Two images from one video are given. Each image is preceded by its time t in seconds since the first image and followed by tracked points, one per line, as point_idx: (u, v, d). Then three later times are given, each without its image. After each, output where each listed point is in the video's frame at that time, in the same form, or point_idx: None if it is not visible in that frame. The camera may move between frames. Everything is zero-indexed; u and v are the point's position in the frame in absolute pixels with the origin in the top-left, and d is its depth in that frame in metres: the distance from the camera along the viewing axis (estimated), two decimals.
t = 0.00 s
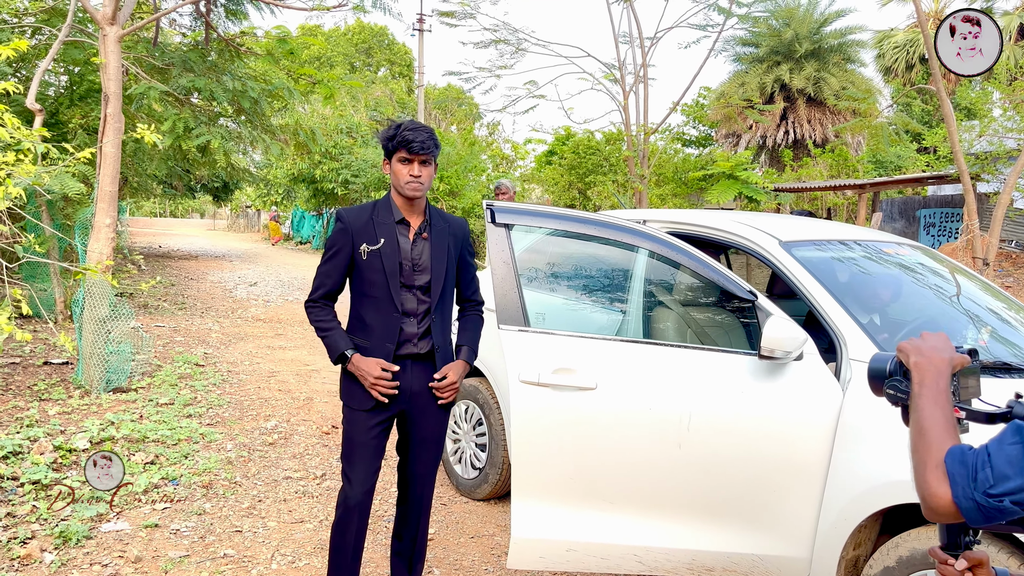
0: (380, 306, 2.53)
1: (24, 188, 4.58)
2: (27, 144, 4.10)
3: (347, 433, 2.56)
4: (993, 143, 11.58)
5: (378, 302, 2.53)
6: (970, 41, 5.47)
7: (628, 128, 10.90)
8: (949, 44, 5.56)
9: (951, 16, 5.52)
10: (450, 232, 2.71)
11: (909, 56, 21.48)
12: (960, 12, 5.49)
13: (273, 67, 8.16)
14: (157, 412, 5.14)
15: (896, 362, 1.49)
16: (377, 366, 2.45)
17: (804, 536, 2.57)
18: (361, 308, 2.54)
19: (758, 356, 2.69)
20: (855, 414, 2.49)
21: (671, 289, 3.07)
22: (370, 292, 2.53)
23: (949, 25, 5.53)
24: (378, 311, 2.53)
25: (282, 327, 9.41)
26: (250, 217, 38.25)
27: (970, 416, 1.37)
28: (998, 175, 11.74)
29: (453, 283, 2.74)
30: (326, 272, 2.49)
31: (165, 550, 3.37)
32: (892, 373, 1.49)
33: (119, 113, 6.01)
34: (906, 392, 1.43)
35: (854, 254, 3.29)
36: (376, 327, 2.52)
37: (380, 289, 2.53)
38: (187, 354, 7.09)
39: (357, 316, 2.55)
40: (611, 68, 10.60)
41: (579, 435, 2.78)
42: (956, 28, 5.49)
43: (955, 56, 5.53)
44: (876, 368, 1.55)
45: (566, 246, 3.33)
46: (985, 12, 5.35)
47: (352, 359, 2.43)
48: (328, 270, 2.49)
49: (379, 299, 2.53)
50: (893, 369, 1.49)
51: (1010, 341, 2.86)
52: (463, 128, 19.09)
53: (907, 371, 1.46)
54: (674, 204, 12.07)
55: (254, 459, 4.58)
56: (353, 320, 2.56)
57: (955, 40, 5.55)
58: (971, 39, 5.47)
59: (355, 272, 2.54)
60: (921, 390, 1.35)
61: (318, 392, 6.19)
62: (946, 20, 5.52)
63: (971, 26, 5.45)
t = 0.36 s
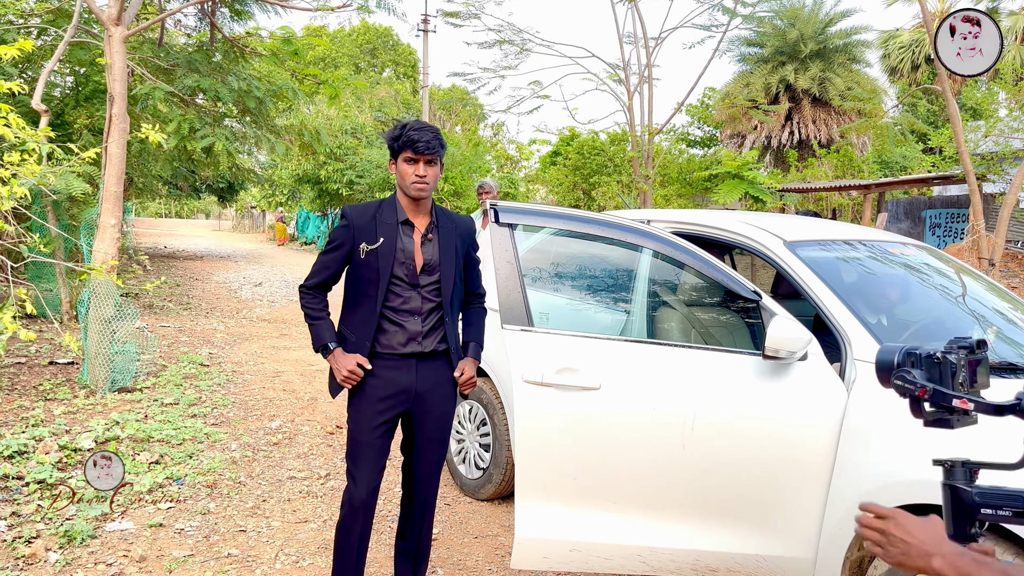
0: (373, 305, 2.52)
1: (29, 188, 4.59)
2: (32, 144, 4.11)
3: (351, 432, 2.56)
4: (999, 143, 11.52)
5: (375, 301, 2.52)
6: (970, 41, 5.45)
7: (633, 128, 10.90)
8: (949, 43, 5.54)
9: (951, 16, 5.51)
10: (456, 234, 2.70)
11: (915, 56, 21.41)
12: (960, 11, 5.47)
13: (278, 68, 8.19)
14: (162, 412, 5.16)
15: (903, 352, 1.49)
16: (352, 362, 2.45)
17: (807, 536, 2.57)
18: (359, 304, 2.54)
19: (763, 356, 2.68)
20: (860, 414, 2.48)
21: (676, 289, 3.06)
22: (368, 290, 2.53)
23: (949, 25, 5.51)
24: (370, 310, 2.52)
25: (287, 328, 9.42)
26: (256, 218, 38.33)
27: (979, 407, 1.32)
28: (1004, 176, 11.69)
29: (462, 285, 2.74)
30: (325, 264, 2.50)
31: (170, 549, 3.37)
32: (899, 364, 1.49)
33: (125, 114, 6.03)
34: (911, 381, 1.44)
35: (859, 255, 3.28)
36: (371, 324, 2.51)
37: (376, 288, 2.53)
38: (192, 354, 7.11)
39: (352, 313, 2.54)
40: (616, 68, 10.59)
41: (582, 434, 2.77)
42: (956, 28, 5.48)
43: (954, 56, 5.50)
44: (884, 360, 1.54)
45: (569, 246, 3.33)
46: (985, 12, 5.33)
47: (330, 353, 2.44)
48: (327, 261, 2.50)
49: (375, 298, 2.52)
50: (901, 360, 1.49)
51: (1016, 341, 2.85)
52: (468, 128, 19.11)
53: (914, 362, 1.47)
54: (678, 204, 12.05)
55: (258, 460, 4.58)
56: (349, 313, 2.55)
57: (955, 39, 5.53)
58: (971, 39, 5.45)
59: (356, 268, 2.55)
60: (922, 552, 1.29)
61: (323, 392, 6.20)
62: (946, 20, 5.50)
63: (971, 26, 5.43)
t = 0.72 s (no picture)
0: (390, 301, 2.53)
1: (32, 186, 4.60)
2: (34, 142, 4.11)
3: (352, 429, 2.56)
4: (1003, 142, 11.48)
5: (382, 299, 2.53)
6: (970, 41, 5.44)
7: (635, 127, 10.87)
8: (949, 44, 5.53)
9: (951, 16, 5.50)
10: (455, 231, 2.70)
11: (918, 55, 21.35)
12: (960, 11, 5.45)
13: (280, 67, 8.20)
14: (164, 410, 5.17)
15: (922, 315, 1.71)
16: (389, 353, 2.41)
17: (809, 535, 2.56)
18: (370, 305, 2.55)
19: (764, 355, 2.67)
20: (863, 412, 2.48)
21: (677, 288, 3.05)
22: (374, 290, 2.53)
23: (949, 25, 5.50)
24: (384, 308, 2.53)
25: (289, 326, 9.42)
26: (258, 216, 38.35)
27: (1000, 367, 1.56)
28: (1007, 175, 11.65)
29: (460, 284, 2.73)
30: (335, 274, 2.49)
31: (172, 547, 3.38)
32: (918, 326, 1.71)
33: (127, 112, 6.03)
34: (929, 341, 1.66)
35: (862, 253, 3.27)
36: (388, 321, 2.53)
37: (384, 286, 2.53)
38: (194, 352, 7.12)
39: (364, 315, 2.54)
40: (618, 66, 10.57)
41: (585, 433, 2.77)
42: (956, 28, 5.47)
43: (955, 56, 5.48)
44: (900, 323, 1.77)
45: (571, 245, 3.32)
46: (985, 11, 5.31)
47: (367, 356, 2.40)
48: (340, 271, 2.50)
49: (383, 296, 2.53)
50: (919, 322, 1.72)
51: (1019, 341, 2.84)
52: (470, 127, 19.10)
53: (930, 323, 1.70)
54: (681, 203, 12.02)
55: (260, 458, 4.59)
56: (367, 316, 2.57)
57: (955, 39, 5.52)
58: (971, 39, 5.44)
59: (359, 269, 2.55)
60: None
61: (325, 391, 6.21)
62: (946, 20, 5.49)
63: (971, 26, 5.42)
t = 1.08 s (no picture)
0: (388, 301, 2.53)
1: (30, 183, 4.59)
2: (33, 139, 4.10)
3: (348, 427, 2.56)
4: (1002, 140, 11.49)
5: (383, 297, 2.53)
6: (970, 41, 5.44)
7: (634, 125, 10.87)
8: (949, 43, 5.53)
9: (951, 16, 5.49)
10: (452, 229, 2.71)
11: (918, 53, 21.36)
12: (960, 11, 5.44)
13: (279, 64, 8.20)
14: (163, 407, 5.17)
15: (936, 305, 1.68)
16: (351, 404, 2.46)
17: (806, 532, 2.57)
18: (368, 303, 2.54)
19: (762, 352, 2.68)
20: (861, 410, 2.48)
21: (676, 286, 3.05)
22: (374, 287, 2.53)
23: (949, 25, 5.50)
24: (383, 307, 2.53)
25: (288, 323, 9.42)
26: (257, 214, 38.36)
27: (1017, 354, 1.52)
28: (1007, 173, 11.65)
29: (457, 283, 2.73)
30: (336, 274, 2.49)
31: (170, 544, 3.39)
32: (931, 317, 1.67)
33: (126, 109, 6.02)
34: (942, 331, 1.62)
35: (860, 252, 3.27)
36: (383, 321, 2.53)
37: (384, 285, 2.53)
38: (193, 349, 7.12)
39: (363, 313, 2.54)
40: (618, 64, 10.57)
41: (584, 430, 2.77)
42: (956, 28, 5.47)
43: (955, 56, 5.49)
44: (912, 317, 1.73)
45: (570, 242, 3.31)
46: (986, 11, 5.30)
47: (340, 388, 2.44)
48: (339, 269, 2.49)
49: (383, 294, 2.53)
50: (931, 313, 1.68)
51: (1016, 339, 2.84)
52: (470, 125, 19.08)
53: (943, 313, 1.66)
54: (681, 201, 12.02)
55: (259, 455, 4.60)
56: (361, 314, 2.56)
57: (955, 39, 5.52)
58: (971, 39, 5.44)
59: (360, 268, 2.54)
60: None
61: (323, 388, 6.22)
62: (946, 20, 5.49)
63: (971, 26, 5.41)
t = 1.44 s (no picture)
0: (383, 300, 2.52)
1: (28, 181, 4.58)
2: (30, 137, 4.08)
3: (345, 424, 2.56)
4: (1000, 139, 11.50)
5: (379, 296, 2.52)
6: (970, 41, 5.45)
7: (633, 123, 10.86)
8: (949, 43, 5.54)
9: (951, 16, 5.50)
10: (450, 229, 2.70)
11: (916, 52, 21.37)
12: (960, 11, 5.45)
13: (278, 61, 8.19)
14: (161, 405, 5.17)
15: (929, 302, 1.73)
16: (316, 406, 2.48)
17: (804, 531, 2.58)
18: (364, 302, 2.54)
19: (760, 351, 2.68)
20: (859, 409, 2.49)
21: (674, 285, 3.05)
22: (371, 286, 2.53)
23: (949, 25, 5.50)
24: (380, 306, 2.52)
25: (286, 321, 9.43)
26: (255, 212, 38.34)
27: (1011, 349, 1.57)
28: (1004, 172, 11.68)
29: (455, 282, 2.72)
30: (331, 270, 2.49)
31: (168, 542, 3.39)
32: (926, 313, 1.72)
33: (124, 107, 6.00)
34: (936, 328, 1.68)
35: (858, 250, 3.28)
36: (379, 321, 2.52)
37: (381, 284, 2.52)
38: (191, 347, 7.12)
39: (359, 311, 2.54)
40: (617, 62, 10.57)
41: (582, 428, 2.77)
42: (956, 28, 5.47)
43: (955, 56, 5.50)
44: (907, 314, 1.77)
45: (568, 241, 3.31)
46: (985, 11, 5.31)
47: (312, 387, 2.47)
48: (332, 267, 2.49)
49: (380, 293, 2.52)
50: (925, 309, 1.73)
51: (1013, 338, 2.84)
52: (469, 123, 19.07)
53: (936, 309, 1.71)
54: (679, 200, 12.02)
55: (257, 453, 4.60)
56: (356, 313, 2.56)
57: (955, 39, 5.53)
58: (971, 39, 5.44)
59: (356, 266, 2.54)
60: None
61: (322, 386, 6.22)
62: (945, 20, 5.49)
63: (971, 26, 5.42)
